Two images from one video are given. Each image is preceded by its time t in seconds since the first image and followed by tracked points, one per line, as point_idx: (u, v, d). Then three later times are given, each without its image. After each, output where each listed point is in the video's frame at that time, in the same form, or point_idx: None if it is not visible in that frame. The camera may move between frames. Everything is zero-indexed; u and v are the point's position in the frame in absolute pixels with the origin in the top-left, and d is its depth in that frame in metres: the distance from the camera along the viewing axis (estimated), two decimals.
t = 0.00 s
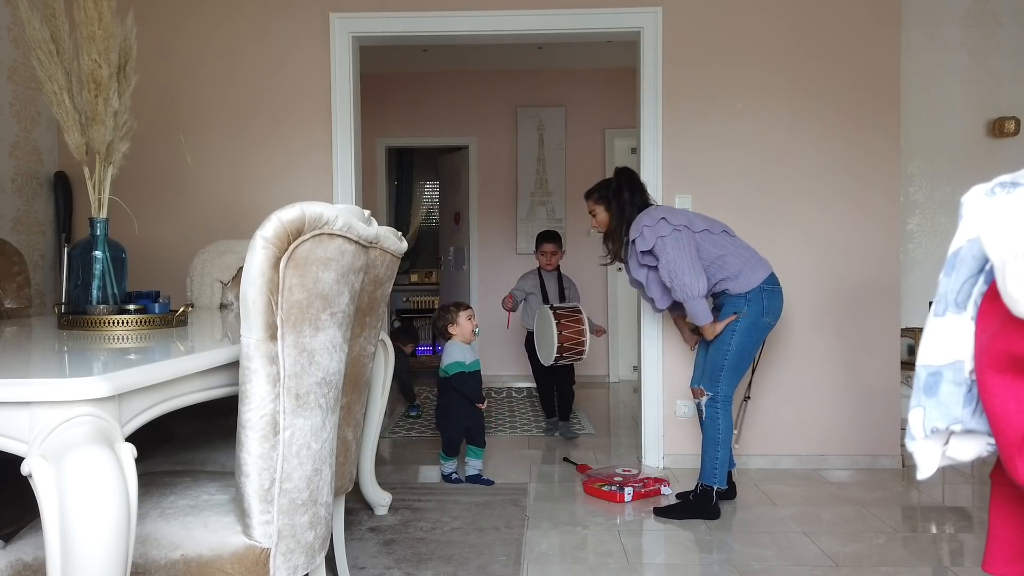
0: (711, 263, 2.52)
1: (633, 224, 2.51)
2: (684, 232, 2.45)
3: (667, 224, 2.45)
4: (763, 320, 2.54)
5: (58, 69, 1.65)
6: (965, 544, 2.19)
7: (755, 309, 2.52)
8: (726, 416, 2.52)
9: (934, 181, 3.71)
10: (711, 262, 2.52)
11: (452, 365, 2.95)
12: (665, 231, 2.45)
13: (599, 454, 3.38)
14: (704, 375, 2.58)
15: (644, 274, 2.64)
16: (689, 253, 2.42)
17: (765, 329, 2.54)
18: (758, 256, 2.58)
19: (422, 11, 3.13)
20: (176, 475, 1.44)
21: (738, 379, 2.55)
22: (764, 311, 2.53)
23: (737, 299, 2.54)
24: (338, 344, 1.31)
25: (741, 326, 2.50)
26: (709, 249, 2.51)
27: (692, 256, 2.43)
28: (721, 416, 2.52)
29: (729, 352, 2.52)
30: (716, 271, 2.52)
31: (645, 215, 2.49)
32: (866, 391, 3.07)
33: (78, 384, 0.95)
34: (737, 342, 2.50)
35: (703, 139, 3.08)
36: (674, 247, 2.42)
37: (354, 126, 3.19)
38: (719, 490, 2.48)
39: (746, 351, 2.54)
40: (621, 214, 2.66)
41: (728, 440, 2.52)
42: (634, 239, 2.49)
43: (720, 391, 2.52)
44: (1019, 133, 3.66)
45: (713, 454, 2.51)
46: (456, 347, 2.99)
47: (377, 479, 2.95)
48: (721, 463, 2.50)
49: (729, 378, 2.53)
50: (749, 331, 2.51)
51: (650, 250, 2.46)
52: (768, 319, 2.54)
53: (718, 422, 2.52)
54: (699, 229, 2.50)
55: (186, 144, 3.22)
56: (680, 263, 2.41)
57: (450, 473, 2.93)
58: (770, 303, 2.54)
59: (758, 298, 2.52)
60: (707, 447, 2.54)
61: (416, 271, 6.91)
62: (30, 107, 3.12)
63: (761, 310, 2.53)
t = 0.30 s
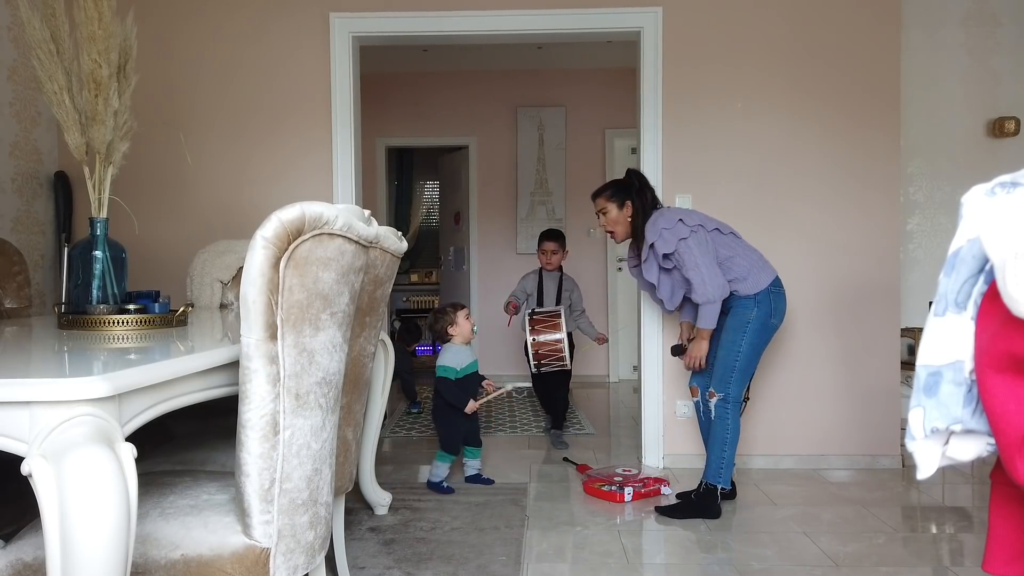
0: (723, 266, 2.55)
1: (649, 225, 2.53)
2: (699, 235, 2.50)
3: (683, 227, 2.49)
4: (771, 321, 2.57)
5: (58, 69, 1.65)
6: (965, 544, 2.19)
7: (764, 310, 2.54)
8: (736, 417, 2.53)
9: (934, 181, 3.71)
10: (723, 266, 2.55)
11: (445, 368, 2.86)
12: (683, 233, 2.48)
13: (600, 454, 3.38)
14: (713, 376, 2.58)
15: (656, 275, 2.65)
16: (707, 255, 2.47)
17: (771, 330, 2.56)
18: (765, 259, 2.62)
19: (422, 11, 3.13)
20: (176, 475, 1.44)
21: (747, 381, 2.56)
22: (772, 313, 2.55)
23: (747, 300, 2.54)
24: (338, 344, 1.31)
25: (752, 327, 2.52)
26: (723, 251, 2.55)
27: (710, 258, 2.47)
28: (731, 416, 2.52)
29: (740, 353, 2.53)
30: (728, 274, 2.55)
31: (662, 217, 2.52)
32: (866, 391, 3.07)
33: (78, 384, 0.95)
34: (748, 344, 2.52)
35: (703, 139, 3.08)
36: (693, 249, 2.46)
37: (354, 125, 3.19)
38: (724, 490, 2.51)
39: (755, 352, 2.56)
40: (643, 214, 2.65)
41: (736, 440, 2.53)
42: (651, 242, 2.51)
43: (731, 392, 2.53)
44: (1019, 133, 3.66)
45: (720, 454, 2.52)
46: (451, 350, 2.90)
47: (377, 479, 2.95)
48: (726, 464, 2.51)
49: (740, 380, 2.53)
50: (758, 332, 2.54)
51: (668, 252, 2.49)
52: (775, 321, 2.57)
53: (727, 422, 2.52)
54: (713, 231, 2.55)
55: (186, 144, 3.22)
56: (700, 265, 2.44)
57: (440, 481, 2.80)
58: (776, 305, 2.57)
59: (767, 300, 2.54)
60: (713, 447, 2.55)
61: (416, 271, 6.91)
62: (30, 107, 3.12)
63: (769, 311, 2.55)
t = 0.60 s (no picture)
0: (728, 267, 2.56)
1: (654, 229, 2.54)
2: (705, 236, 2.51)
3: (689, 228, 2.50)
4: (772, 322, 2.56)
5: (58, 69, 1.65)
6: (965, 544, 2.19)
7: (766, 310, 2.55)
8: (736, 417, 2.53)
9: (934, 181, 3.71)
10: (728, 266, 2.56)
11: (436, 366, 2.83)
12: (690, 235, 2.49)
13: (600, 454, 3.38)
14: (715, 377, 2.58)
15: (662, 279, 2.65)
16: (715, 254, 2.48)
17: (772, 331, 2.56)
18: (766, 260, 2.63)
19: (422, 10, 3.13)
20: (176, 475, 1.44)
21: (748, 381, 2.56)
22: (773, 314, 2.55)
23: (748, 300, 2.54)
24: (338, 343, 1.31)
25: (752, 328, 2.52)
26: (727, 250, 2.58)
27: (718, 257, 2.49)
28: (732, 416, 2.52)
29: (741, 353, 2.53)
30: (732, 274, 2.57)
31: (667, 220, 2.52)
32: (866, 391, 3.07)
33: (78, 384, 0.95)
34: (749, 344, 2.52)
35: (703, 139, 3.08)
36: (702, 249, 2.47)
37: (353, 125, 3.19)
38: (724, 490, 2.52)
39: (756, 353, 2.56)
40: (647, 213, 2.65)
41: (736, 440, 2.53)
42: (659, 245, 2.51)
43: (732, 392, 2.53)
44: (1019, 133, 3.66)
45: (720, 454, 2.53)
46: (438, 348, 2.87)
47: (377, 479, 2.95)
48: (726, 464, 2.52)
49: (741, 380, 2.53)
50: (759, 333, 2.53)
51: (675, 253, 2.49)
52: (776, 322, 2.57)
53: (728, 422, 2.52)
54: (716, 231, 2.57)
55: (186, 144, 3.22)
56: (710, 265, 2.45)
57: (438, 483, 2.80)
58: (778, 305, 2.56)
59: (768, 300, 2.54)
60: (714, 447, 2.55)
61: (416, 271, 6.90)
62: (30, 107, 3.12)
63: (770, 311, 2.55)
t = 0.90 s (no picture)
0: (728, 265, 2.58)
1: (660, 224, 2.53)
2: (708, 234, 2.51)
3: (694, 226, 2.50)
4: (769, 321, 2.57)
5: (58, 69, 1.65)
6: (965, 544, 2.19)
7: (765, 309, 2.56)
8: (735, 417, 2.53)
9: (934, 181, 3.71)
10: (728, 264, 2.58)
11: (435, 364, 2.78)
12: (695, 232, 2.49)
13: (599, 454, 3.38)
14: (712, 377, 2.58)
15: (662, 275, 2.66)
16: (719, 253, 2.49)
17: (769, 331, 2.57)
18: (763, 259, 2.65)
19: (422, 10, 3.13)
20: (176, 475, 1.44)
21: (745, 380, 2.57)
22: (770, 313, 2.56)
23: (746, 300, 2.53)
24: (338, 343, 1.31)
25: (750, 327, 2.52)
26: (729, 249, 2.58)
27: (721, 256, 2.49)
28: (730, 416, 2.52)
29: (739, 353, 2.53)
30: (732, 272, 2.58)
31: (673, 216, 2.52)
32: (866, 390, 3.07)
33: (79, 383, 0.96)
34: (747, 343, 2.52)
35: (703, 139, 3.08)
36: (706, 247, 2.47)
37: (353, 125, 3.19)
38: (723, 490, 2.52)
39: (753, 352, 2.56)
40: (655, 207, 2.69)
41: (734, 440, 2.53)
42: (664, 241, 2.51)
43: (730, 392, 2.53)
44: (1020, 133, 3.66)
45: (718, 454, 2.53)
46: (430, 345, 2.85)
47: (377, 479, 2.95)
48: (725, 464, 2.52)
49: (738, 380, 2.54)
50: (757, 332, 2.54)
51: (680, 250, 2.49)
52: (773, 321, 2.58)
53: (726, 422, 2.52)
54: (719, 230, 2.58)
55: (186, 144, 3.22)
56: (713, 263, 2.46)
57: (439, 482, 2.80)
58: (775, 305, 2.57)
59: (766, 300, 2.54)
60: (713, 447, 2.55)
61: (416, 271, 6.90)
62: (30, 107, 3.12)
63: (767, 311, 2.56)
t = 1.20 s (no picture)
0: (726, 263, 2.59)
1: (661, 221, 2.52)
2: (709, 231, 2.52)
3: (696, 223, 2.51)
4: (762, 321, 2.59)
5: (58, 69, 1.65)
6: (965, 544, 2.19)
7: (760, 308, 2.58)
8: (725, 415, 2.54)
9: (934, 181, 3.71)
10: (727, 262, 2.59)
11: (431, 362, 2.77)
12: (697, 230, 2.50)
13: (599, 454, 3.38)
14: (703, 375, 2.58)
15: (664, 272, 2.66)
16: (720, 250, 2.50)
17: (761, 330, 2.58)
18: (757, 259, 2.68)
19: (422, 10, 3.12)
20: (176, 475, 1.44)
21: (736, 379, 2.58)
22: (763, 313, 2.57)
23: (741, 299, 2.54)
24: (338, 343, 1.31)
25: (745, 327, 2.53)
26: (727, 246, 2.60)
27: (722, 254, 2.50)
28: (721, 414, 2.53)
29: (732, 352, 2.54)
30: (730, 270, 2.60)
31: (674, 213, 2.52)
32: (867, 391, 3.07)
33: (78, 383, 0.95)
34: (740, 342, 2.53)
35: (703, 139, 3.08)
36: (708, 245, 2.48)
37: (353, 125, 3.19)
38: (720, 490, 2.50)
39: (746, 352, 2.57)
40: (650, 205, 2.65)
41: (728, 439, 2.54)
42: (666, 239, 2.51)
43: (721, 391, 2.54)
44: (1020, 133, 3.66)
45: (713, 453, 2.52)
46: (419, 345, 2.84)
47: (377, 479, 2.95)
48: (721, 462, 2.51)
49: (730, 378, 2.54)
50: (750, 332, 2.55)
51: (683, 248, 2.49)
52: (765, 321, 2.59)
53: (718, 421, 2.53)
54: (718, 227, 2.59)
55: (186, 143, 3.22)
56: (714, 261, 2.47)
57: (439, 481, 2.81)
58: (767, 305, 2.59)
59: (760, 299, 2.56)
60: (706, 446, 2.54)
61: (416, 270, 6.89)
62: (30, 106, 3.12)
63: (761, 311, 2.57)
